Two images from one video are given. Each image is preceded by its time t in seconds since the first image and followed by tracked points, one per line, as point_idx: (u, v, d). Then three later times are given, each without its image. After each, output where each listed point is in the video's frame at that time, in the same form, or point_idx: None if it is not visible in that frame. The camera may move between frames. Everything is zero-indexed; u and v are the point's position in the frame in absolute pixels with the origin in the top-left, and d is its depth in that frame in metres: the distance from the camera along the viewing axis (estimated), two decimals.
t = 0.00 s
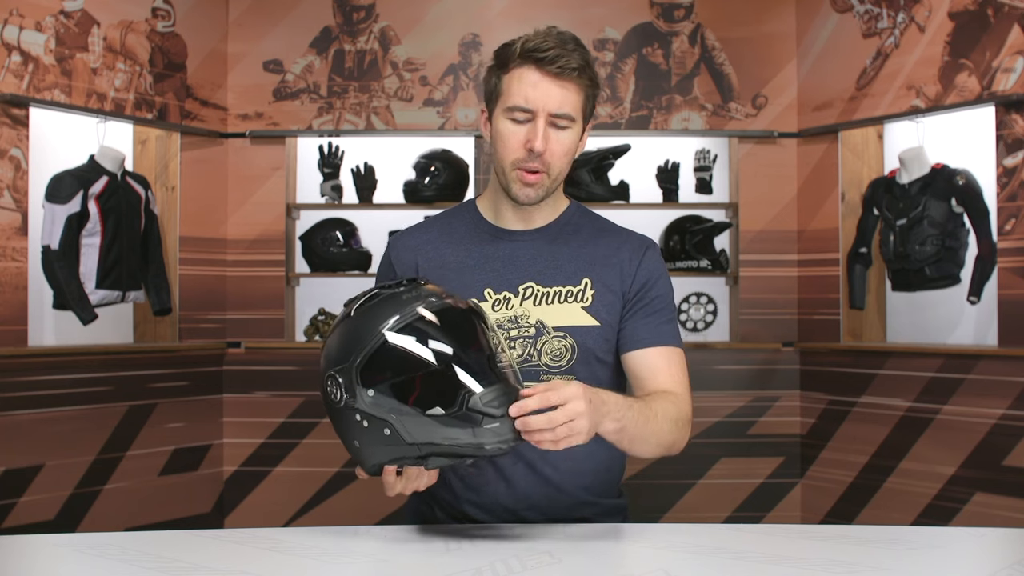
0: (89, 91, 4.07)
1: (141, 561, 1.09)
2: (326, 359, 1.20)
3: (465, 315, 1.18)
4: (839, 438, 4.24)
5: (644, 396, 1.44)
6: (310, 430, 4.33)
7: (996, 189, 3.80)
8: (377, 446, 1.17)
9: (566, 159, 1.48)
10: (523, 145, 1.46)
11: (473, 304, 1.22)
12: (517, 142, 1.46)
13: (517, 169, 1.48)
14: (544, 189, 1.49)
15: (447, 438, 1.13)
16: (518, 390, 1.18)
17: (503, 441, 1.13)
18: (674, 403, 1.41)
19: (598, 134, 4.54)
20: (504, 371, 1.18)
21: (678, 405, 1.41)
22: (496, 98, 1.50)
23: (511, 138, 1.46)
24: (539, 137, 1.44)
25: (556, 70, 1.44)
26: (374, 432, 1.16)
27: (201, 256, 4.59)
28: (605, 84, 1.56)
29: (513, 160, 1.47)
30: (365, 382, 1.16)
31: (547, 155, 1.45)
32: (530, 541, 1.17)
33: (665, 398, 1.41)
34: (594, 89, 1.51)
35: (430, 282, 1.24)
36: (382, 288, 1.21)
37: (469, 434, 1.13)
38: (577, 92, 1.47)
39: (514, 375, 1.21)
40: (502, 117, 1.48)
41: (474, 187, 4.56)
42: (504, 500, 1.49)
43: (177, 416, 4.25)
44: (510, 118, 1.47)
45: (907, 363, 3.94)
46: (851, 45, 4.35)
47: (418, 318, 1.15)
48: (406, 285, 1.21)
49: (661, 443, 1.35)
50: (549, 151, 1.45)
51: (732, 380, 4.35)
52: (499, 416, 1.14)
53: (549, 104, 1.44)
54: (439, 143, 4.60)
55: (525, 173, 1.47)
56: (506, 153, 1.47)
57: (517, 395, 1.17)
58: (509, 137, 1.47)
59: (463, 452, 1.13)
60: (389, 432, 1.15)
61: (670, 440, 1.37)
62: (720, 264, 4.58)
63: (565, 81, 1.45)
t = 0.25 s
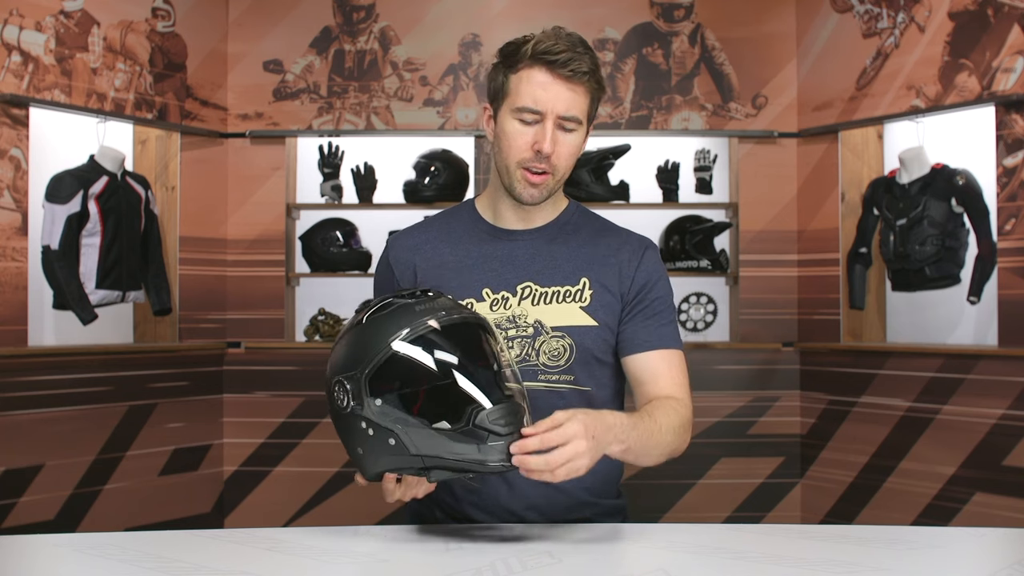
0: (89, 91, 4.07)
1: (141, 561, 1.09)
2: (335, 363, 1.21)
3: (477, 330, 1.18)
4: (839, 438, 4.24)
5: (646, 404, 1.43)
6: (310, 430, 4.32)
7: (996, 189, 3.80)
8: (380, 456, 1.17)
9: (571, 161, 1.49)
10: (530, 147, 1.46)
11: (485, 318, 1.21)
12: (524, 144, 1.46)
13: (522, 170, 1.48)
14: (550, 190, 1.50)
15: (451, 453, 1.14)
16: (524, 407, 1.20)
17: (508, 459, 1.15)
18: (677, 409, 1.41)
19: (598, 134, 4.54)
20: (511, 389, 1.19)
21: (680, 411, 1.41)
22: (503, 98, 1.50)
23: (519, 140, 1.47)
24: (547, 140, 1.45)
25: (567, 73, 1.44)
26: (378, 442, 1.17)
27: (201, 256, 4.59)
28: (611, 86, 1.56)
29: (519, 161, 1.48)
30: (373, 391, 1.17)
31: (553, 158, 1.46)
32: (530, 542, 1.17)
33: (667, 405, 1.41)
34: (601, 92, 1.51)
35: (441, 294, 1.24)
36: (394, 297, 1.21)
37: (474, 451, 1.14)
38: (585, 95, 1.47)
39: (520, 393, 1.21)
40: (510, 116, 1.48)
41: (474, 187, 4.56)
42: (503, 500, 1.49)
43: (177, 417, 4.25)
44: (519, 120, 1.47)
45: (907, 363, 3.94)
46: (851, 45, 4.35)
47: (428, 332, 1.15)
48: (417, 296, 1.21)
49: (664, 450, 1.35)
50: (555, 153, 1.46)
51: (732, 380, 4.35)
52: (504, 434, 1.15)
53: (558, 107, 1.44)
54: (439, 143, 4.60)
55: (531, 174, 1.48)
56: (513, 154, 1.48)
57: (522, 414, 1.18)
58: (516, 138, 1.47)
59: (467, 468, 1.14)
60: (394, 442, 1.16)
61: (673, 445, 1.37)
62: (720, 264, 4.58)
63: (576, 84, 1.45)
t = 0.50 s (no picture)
0: (89, 91, 4.07)
1: (141, 561, 1.09)
2: (330, 381, 1.20)
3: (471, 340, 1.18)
4: (839, 438, 4.25)
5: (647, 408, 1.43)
6: (310, 429, 4.32)
7: (996, 189, 3.80)
8: (382, 472, 1.17)
9: (577, 171, 1.49)
10: (538, 154, 1.46)
11: (479, 328, 1.21)
12: (533, 150, 1.46)
13: (529, 175, 1.48)
14: (554, 197, 1.50)
15: (454, 468, 1.14)
16: (522, 417, 1.20)
17: (509, 470, 1.15)
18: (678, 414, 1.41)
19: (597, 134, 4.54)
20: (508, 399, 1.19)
21: (681, 415, 1.41)
22: (514, 101, 1.49)
23: (527, 146, 1.47)
24: (556, 149, 1.45)
25: (583, 85, 1.43)
26: (379, 458, 1.16)
27: (201, 256, 4.59)
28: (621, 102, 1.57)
29: (526, 167, 1.48)
30: (371, 408, 1.16)
31: (561, 166, 1.46)
32: (530, 542, 1.17)
33: (668, 409, 1.41)
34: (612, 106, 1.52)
35: (434, 304, 1.23)
36: (387, 310, 1.20)
37: (476, 464, 1.14)
38: (598, 107, 1.47)
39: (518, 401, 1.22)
40: (522, 121, 1.48)
41: (474, 187, 4.56)
42: (502, 500, 1.49)
43: (177, 417, 4.25)
44: (530, 126, 1.46)
45: (907, 363, 3.94)
46: (851, 45, 4.35)
47: (425, 347, 1.14)
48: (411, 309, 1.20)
49: (667, 454, 1.36)
50: (564, 163, 1.46)
51: (732, 380, 4.35)
52: (505, 446, 1.15)
53: (570, 117, 1.45)
54: (439, 143, 4.60)
55: (538, 181, 1.48)
56: (521, 159, 1.48)
57: (521, 424, 1.19)
58: (525, 143, 1.47)
59: (470, 481, 1.14)
60: (396, 458, 1.16)
61: (675, 448, 1.38)
62: (720, 264, 4.58)
63: (590, 97, 1.45)
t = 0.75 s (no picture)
0: (89, 91, 4.07)
1: (140, 561, 1.09)
2: (338, 388, 1.20)
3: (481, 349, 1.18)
4: (839, 438, 4.25)
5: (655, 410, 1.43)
6: (310, 429, 4.32)
7: (996, 189, 3.80)
8: (389, 479, 1.17)
9: (570, 168, 1.48)
10: (527, 153, 1.45)
11: (488, 336, 1.21)
12: (522, 150, 1.46)
13: (521, 176, 1.48)
14: (548, 196, 1.49)
15: (462, 478, 1.14)
16: (530, 428, 1.20)
17: (517, 481, 1.15)
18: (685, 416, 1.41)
19: (597, 134, 4.54)
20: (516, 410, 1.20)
21: (688, 417, 1.41)
22: (501, 102, 1.49)
23: (516, 146, 1.46)
24: (544, 148, 1.44)
25: (565, 81, 1.43)
26: (387, 465, 1.16)
27: (201, 256, 4.59)
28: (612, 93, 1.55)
29: (516, 168, 1.47)
30: (380, 415, 1.16)
31: (551, 165, 1.46)
32: (531, 542, 1.17)
33: (674, 411, 1.41)
34: (601, 99, 1.50)
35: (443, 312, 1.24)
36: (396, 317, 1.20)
37: (485, 474, 1.14)
38: (585, 102, 1.46)
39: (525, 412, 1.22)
40: (508, 122, 1.47)
41: (474, 187, 4.55)
42: (502, 501, 1.49)
43: (177, 417, 4.25)
44: (516, 126, 1.46)
45: (907, 363, 3.94)
46: (851, 45, 4.35)
47: (435, 355, 1.14)
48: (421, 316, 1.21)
49: (673, 457, 1.36)
50: (553, 161, 1.45)
51: (732, 380, 4.35)
52: (513, 456, 1.15)
53: (557, 114, 1.44)
54: (439, 143, 4.60)
55: (529, 181, 1.47)
56: (511, 160, 1.47)
57: (529, 436, 1.19)
58: (513, 144, 1.46)
59: (477, 491, 1.14)
60: (404, 466, 1.15)
61: (682, 450, 1.38)
62: (720, 264, 4.58)
63: (574, 92, 1.44)
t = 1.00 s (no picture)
0: (89, 91, 4.07)
1: (140, 561, 1.09)
2: (342, 385, 1.20)
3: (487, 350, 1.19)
4: (839, 438, 4.25)
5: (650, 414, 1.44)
6: (310, 429, 4.32)
7: (996, 189, 3.80)
8: (392, 479, 1.16)
9: (562, 155, 1.47)
10: (516, 143, 1.45)
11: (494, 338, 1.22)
12: (510, 141, 1.46)
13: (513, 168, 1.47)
14: (542, 187, 1.49)
15: (465, 479, 1.14)
16: (535, 432, 1.20)
17: (519, 483, 1.15)
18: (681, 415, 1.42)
19: (597, 133, 4.54)
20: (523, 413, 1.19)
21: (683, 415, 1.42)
22: (490, 99, 1.51)
23: (505, 138, 1.46)
24: (532, 135, 1.44)
25: (547, 68, 1.44)
26: (390, 464, 1.16)
27: (201, 256, 4.59)
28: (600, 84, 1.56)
29: (508, 160, 1.47)
30: (384, 414, 1.16)
31: (542, 152, 1.45)
32: (531, 542, 1.17)
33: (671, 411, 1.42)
34: (587, 86, 1.51)
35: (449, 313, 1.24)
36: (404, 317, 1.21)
37: (488, 476, 1.14)
38: (570, 89, 1.47)
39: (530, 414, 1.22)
40: (495, 117, 1.48)
41: (474, 186, 4.55)
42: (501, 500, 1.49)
43: (177, 417, 4.25)
44: (504, 118, 1.47)
45: (907, 363, 3.94)
46: (851, 45, 4.35)
47: (441, 354, 1.15)
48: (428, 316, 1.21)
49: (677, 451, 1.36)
50: (543, 148, 1.44)
51: (732, 380, 4.35)
52: (516, 459, 1.15)
53: (541, 101, 1.44)
54: (439, 144, 4.60)
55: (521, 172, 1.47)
56: (501, 153, 1.47)
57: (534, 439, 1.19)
58: (502, 137, 1.47)
59: (479, 493, 1.14)
60: (406, 465, 1.15)
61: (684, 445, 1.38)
62: (720, 264, 4.58)
63: (558, 78, 1.45)
